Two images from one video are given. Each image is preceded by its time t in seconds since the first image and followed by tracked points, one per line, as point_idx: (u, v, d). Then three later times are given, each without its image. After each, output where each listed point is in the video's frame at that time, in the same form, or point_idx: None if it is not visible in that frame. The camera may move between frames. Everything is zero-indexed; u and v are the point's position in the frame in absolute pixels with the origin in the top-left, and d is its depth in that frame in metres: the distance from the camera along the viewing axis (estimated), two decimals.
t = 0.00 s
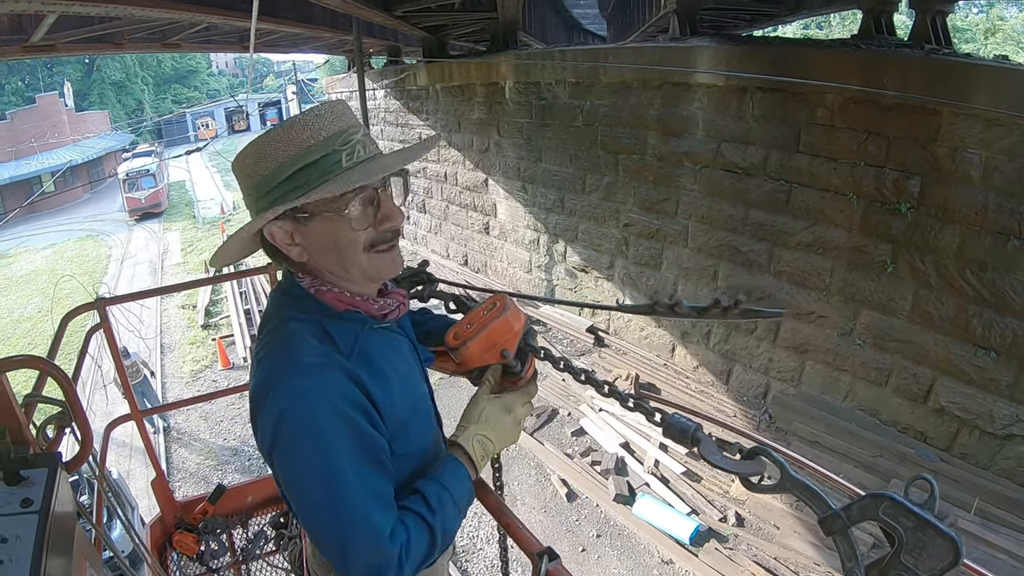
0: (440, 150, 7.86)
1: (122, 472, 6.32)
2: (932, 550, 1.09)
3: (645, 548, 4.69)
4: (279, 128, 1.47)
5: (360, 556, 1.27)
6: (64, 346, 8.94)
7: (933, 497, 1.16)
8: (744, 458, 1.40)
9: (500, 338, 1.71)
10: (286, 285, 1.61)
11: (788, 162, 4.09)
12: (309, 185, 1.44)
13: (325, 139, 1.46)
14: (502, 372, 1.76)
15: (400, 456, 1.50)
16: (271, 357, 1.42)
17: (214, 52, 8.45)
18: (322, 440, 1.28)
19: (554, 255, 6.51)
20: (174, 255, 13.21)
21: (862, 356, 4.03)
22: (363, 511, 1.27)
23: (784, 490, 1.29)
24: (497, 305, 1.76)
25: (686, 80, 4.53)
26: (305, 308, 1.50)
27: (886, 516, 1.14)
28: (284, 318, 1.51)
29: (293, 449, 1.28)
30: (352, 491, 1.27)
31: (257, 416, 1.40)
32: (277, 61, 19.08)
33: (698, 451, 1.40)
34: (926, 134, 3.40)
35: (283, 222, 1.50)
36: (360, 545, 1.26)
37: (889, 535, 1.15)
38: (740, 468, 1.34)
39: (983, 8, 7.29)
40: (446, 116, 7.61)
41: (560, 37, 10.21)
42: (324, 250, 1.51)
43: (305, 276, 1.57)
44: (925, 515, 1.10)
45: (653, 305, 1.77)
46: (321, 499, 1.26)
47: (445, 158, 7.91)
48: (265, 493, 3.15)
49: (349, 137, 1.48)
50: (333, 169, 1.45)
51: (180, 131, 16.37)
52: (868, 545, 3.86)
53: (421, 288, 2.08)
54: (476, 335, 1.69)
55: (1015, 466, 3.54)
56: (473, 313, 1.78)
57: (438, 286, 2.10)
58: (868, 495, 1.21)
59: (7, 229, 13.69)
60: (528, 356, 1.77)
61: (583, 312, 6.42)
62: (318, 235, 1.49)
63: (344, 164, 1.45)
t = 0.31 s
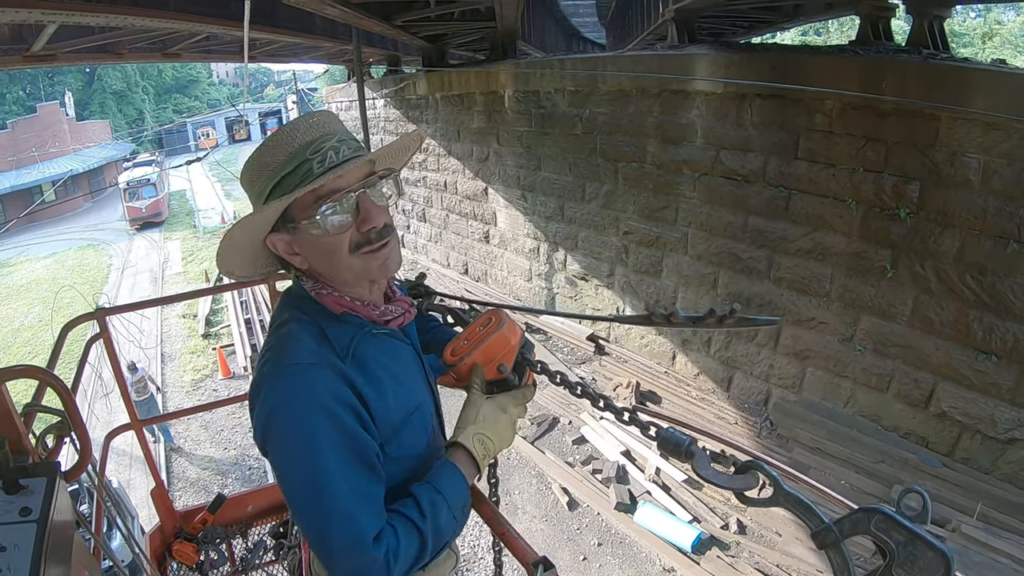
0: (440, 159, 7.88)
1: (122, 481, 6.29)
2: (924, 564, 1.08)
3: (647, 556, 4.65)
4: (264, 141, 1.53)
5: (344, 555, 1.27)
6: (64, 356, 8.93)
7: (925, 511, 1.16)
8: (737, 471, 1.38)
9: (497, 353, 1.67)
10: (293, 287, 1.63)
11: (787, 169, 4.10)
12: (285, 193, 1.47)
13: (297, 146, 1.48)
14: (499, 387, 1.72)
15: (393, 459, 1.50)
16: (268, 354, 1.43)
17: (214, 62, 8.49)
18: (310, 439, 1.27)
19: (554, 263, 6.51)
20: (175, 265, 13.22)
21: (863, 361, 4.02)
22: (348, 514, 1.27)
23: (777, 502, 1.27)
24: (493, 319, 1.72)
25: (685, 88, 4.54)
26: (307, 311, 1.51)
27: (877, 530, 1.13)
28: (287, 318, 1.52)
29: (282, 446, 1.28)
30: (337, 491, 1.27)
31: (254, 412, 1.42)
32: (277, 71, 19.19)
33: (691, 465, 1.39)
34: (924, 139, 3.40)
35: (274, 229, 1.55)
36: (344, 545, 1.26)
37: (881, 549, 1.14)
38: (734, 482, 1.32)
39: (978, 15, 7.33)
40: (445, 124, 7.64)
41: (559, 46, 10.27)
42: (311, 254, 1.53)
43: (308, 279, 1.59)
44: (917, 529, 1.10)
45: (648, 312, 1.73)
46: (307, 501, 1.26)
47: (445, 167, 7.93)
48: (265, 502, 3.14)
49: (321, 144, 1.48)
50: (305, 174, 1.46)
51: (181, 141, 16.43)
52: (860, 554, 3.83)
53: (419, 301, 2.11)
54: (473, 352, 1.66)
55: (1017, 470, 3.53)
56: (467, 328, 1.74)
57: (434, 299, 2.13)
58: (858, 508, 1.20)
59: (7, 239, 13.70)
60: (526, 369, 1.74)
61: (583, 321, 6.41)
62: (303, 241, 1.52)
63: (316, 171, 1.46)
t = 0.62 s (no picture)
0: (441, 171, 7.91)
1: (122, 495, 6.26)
2: (928, 564, 1.06)
3: (651, 569, 4.60)
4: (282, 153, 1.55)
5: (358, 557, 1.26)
6: (65, 369, 8.92)
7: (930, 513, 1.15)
8: (738, 476, 1.36)
9: (500, 361, 1.65)
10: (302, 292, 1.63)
11: (786, 179, 4.11)
12: (299, 204, 1.49)
13: (312, 161, 1.50)
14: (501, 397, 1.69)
15: (401, 464, 1.48)
16: (275, 358, 1.42)
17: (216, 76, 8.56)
18: (318, 442, 1.26)
19: (555, 275, 6.51)
20: (176, 278, 13.25)
21: (866, 371, 4.00)
22: (360, 515, 1.26)
23: (780, 507, 1.25)
24: (495, 328, 1.71)
25: (684, 100, 4.56)
26: (314, 317, 1.51)
27: (882, 532, 1.12)
28: (292, 324, 1.52)
29: (291, 450, 1.27)
30: (347, 493, 1.25)
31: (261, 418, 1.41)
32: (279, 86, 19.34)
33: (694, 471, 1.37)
34: (924, 147, 3.41)
35: (286, 238, 1.57)
36: (357, 548, 1.25)
37: (887, 551, 1.12)
38: (736, 486, 1.30)
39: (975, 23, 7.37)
40: (446, 137, 7.67)
41: (559, 58, 10.34)
42: (320, 262, 1.53)
43: (317, 286, 1.59)
44: (921, 530, 1.08)
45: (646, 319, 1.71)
46: (318, 504, 1.24)
47: (446, 180, 7.96)
48: (267, 516, 3.07)
49: (336, 159, 1.50)
50: (319, 188, 1.47)
51: (183, 155, 16.51)
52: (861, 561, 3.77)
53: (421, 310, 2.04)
54: (474, 359, 1.63)
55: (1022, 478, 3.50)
56: (469, 337, 1.73)
57: (438, 308, 2.07)
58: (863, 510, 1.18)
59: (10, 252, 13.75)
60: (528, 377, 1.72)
61: (585, 333, 6.39)
62: (315, 251, 1.53)
63: (330, 185, 1.48)
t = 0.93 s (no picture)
0: (442, 184, 7.93)
1: (123, 508, 6.23)
2: None
3: None
4: (294, 177, 1.50)
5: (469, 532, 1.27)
6: (66, 383, 8.90)
7: (928, 533, 1.13)
8: (734, 495, 1.35)
9: (491, 381, 1.58)
10: (308, 319, 1.58)
11: (787, 188, 4.12)
12: (329, 219, 1.45)
13: (338, 177, 1.48)
14: (495, 418, 1.61)
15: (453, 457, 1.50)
16: (313, 390, 1.37)
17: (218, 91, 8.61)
18: (393, 446, 1.24)
19: (557, 288, 6.51)
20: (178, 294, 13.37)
21: (869, 379, 3.99)
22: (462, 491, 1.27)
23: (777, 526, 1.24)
24: (484, 346, 1.64)
25: (684, 111, 4.59)
26: (336, 338, 1.47)
27: (879, 553, 1.11)
28: (306, 354, 1.48)
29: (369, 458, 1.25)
30: (447, 477, 1.26)
31: (311, 450, 1.35)
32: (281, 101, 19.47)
33: (688, 490, 1.36)
34: (924, 154, 3.42)
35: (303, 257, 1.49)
36: (474, 522, 1.27)
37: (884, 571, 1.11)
38: (732, 507, 1.29)
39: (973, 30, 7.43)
40: (447, 151, 7.70)
41: (559, 71, 10.41)
42: (348, 280, 1.50)
43: (335, 308, 1.54)
44: (919, 551, 1.07)
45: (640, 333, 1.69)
46: (415, 501, 1.23)
47: (447, 193, 7.99)
48: (268, 529, 3.07)
49: (366, 174, 1.52)
50: (354, 203, 1.46)
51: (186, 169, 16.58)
52: None
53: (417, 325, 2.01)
54: (466, 381, 1.57)
55: None
56: (462, 356, 1.66)
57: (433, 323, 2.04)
58: (861, 529, 1.18)
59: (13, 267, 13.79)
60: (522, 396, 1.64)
61: (587, 345, 6.37)
62: (341, 265, 1.48)
63: (366, 197, 1.48)
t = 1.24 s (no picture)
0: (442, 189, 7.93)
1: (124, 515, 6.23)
2: None
3: None
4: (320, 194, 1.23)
5: (549, 525, 1.28)
6: (66, 390, 8.90)
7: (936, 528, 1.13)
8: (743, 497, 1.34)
9: (499, 383, 1.55)
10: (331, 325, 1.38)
11: (786, 190, 4.12)
12: (393, 223, 1.25)
13: (381, 182, 1.24)
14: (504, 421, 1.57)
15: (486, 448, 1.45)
16: (384, 396, 1.19)
17: (218, 97, 8.63)
18: (497, 454, 1.18)
19: (557, 291, 6.51)
20: (178, 299, 13.30)
21: (870, 380, 3.98)
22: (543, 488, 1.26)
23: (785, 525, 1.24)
24: (490, 349, 1.62)
25: (683, 113, 4.59)
26: (385, 342, 1.28)
27: (888, 551, 1.11)
28: (346, 359, 1.29)
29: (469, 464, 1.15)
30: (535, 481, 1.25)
31: (374, 463, 1.19)
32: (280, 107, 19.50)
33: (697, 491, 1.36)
34: (923, 154, 3.42)
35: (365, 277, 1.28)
36: (553, 519, 1.29)
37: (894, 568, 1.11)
38: (741, 506, 1.29)
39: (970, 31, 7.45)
40: (447, 155, 7.70)
41: (557, 75, 10.43)
42: (408, 287, 1.33)
43: (384, 317, 1.33)
44: (928, 547, 1.07)
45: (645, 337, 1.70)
46: (505, 506, 1.20)
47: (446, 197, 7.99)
48: (269, 535, 3.04)
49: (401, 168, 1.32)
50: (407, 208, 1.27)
51: (185, 175, 16.60)
52: None
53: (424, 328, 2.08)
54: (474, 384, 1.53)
55: None
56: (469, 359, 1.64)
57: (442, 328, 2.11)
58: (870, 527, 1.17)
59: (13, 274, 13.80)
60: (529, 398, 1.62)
61: (587, 348, 6.36)
62: (404, 270, 1.31)
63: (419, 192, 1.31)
